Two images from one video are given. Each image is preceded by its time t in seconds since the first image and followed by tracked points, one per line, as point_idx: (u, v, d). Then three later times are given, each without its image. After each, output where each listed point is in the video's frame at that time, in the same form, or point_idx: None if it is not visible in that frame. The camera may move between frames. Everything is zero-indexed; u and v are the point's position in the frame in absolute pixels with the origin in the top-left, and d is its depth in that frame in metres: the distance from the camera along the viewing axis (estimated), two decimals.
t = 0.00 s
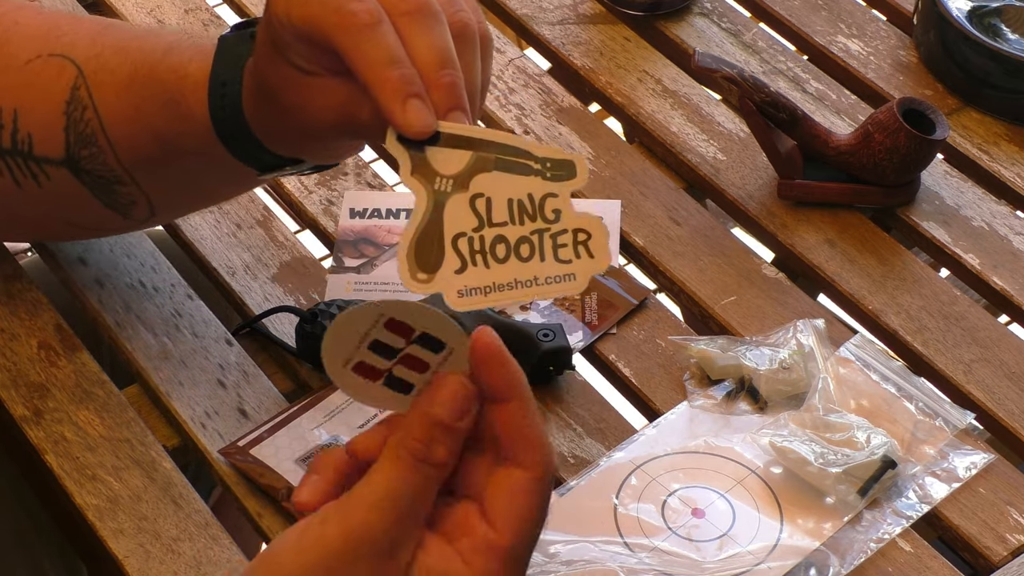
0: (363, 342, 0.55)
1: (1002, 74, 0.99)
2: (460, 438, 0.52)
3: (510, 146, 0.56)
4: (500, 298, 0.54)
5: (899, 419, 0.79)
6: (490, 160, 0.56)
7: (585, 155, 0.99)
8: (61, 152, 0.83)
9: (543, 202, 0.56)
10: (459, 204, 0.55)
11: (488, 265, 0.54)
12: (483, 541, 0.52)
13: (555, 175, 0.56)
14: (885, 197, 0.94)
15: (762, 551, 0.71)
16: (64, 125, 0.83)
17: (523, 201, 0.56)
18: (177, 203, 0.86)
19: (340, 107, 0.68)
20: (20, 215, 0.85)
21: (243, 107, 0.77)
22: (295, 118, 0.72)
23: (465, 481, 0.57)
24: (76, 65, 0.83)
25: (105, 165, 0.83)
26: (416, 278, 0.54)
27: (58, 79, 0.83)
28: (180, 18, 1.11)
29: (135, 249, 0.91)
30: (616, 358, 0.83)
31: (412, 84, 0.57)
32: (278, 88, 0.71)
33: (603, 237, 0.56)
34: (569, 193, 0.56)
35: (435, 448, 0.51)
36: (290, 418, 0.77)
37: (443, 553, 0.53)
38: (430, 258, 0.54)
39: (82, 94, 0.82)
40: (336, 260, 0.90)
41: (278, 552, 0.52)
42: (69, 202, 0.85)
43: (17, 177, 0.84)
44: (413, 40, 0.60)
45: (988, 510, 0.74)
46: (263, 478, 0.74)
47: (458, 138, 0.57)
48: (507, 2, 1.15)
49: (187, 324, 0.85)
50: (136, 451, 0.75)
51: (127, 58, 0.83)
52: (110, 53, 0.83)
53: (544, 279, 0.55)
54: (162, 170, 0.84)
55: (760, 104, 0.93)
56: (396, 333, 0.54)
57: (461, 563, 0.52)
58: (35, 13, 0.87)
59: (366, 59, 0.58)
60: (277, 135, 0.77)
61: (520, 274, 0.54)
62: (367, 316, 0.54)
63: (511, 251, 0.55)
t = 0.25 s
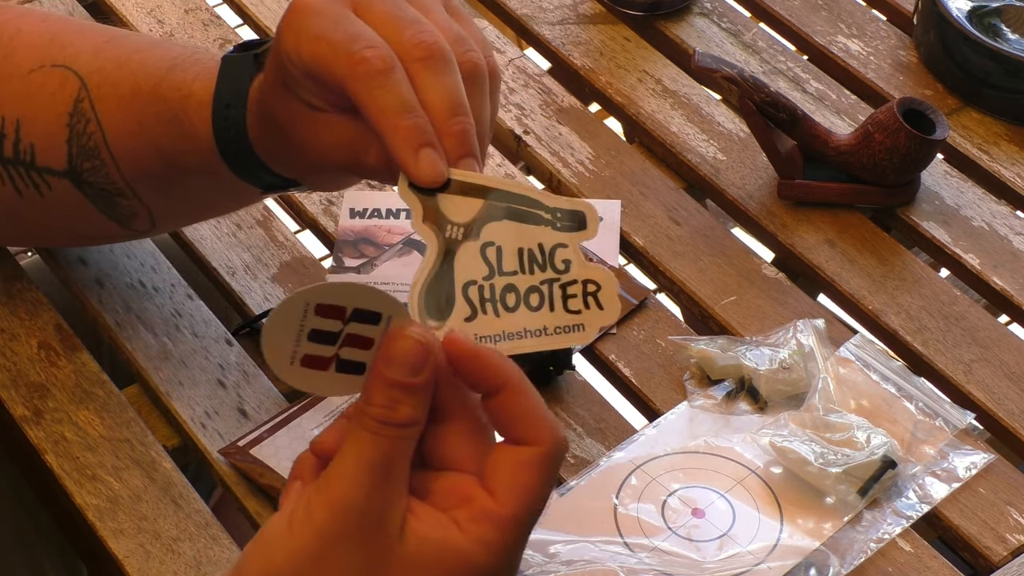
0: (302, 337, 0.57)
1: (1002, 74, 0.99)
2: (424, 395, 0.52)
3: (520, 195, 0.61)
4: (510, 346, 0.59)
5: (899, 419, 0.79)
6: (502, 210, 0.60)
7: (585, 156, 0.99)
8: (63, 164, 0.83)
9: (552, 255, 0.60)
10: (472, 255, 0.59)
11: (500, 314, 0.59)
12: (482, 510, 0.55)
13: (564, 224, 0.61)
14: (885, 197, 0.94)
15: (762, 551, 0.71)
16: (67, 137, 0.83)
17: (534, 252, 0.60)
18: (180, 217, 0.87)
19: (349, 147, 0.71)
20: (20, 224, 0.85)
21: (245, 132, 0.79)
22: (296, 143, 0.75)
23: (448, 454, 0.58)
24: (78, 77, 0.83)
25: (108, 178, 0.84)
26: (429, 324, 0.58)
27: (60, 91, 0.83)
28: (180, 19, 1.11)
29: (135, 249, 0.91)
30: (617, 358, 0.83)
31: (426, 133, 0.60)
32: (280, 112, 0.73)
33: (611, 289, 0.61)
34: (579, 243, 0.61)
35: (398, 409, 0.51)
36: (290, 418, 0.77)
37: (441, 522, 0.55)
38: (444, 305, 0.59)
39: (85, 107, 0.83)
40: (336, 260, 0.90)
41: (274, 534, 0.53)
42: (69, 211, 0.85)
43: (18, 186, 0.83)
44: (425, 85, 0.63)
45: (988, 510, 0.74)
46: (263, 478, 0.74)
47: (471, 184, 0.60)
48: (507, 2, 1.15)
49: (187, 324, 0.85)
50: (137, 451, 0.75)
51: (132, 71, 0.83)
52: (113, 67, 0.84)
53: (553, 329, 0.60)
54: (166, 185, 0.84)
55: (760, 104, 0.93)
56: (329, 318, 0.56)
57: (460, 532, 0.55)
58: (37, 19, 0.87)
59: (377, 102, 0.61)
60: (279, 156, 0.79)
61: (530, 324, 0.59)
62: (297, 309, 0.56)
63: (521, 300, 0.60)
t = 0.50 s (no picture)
0: (270, 337, 0.59)
1: (1002, 75, 0.99)
2: (395, 374, 0.52)
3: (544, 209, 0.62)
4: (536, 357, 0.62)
5: (899, 419, 0.79)
6: (525, 223, 0.61)
7: (585, 156, 0.99)
8: (69, 167, 0.83)
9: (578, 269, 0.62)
10: (498, 269, 0.61)
11: (526, 326, 0.62)
12: (470, 490, 0.56)
13: (588, 235, 0.62)
14: (885, 197, 0.94)
15: (762, 551, 0.71)
16: (73, 142, 0.83)
17: (558, 264, 0.62)
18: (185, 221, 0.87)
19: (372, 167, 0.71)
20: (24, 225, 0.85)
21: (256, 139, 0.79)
22: (307, 152, 0.75)
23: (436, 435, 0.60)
24: (84, 80, 0.83)
25: (114, 182, 0.84)
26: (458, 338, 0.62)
27: (66, 94, 0.83)
28: (179, 19, 1.11)
29: (135, 250, 0.91)
30: (616, 357, 0.83)
31: (447, 150, 0.60)
32: (292, 122, 0.73)
33: (635, 299, 0.63)
34: (603, 254, 0.62)
35: (371, 391, 0.51)
36: (290, 418, 0.77)
37: (431, 505, 0.55)
38: (472, 320, 0.62)
39: (91, 111, 0.83)
40: (336, 260, 0.90)
41: (265, 527, 0.54)
42: (73, 213, 0.85)
43: (23, 190, 0.84)
44: (442, 99, 0.63)
45: (988, 510, 0.74)
46: (263, 478, 0.74)
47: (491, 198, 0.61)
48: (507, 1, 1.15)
49: (187, 324, 0.85)
50: (136, 451, 0.75)
51: (138, 75, 0.83)
52: (118, 70, 0.84)
53: (578, 340, 0.62)
54: (171, 189, 0.84)
55: (760, 104, 0.92)
56: (292, 312, 0.58)
57: (450, 513, 0.55)
58: (38, 20, 0.87)
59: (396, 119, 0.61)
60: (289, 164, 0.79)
61: (554, 334, 0.62)
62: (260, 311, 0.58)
63: (547, 312, 0.62)
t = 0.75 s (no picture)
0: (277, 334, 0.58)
1: (1002, 75, 0.99)
2: (398, 367, 0.51)
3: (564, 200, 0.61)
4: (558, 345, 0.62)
5: (899, 419, 0.79)
6: (544, 213, 0.61)
7: (585, 156, 0.99)
8: (75, 166, 0.83)
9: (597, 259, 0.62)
10: (518, 261, 0.60)
11: (546, 315, 0.62)
12: (472, 484, 0.56)
13: (607, 223, 0.61)
14: (885, 197, 0.94)
15: (762, 551, 0.71)
16: (79, 141, 0.83)
17: (578, 254, 0.61)
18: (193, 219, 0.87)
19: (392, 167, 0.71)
20: (27, 226, 0.85)
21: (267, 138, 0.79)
22: (320, 148, 0.76)
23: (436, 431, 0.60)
24: (89, 80, 0.83)
25: (122, 180, 0.84)
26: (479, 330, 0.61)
27: (71, 94, 0.83)
28: (179, 19, 1.11)
29: (135, 249, 0.91)
30: (616, 357, 0.83)
31: (465, 145, 0.60)
32: (305, 119, 0.74)
33: (655, 285, 0.62)
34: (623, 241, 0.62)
35: (374, 384, 0.51)
36: (290, 418, 0.77)
37: (432, 498, 0.55)
38: (493, 311, 0.61)
39: (97, 110, 0.83)
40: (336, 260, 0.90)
41: (265, 517, 0.54)
42: (77, 212, 0.85)
43: (29, 188, 0.84)
44: (458, 95, 0.63)
45: (988, 510, 0.74)
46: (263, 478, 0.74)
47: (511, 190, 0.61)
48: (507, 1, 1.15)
49: (187, 324, 0.85)
50: (136, 451, 0.75)
51: (144, 74, 0.84)
52: (124, 69, 0.84)
53: (599, 327, 0.62)
54: (179, 187, 0.85)
55: (760, 104, 0.93)
56: (296, 305, 0.58)
57: (451, 507, 0.55)
58: (40, 19, 0.87)
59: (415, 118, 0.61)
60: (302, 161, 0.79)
61: (576, 324, 0.62)
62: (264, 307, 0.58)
63: (568, 301, 0.62)
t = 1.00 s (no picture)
0: (281, 320, 0.59)
1: (1002, 75, 0.99)
2: (401, 358, 0.51)
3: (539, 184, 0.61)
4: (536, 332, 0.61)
5: (899, 419, 0.79)
6: (519, 198, 0.60)
7: (585, 156, 0.99)
8: (73, 166, 0.83)
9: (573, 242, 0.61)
10: (494, 247, 0.60)
11: (523, 301, 0.61)
12: (471, 478, 0.56)
13: (583, 204, 0.61)
14: (885, 197, 0.94)
15: (762, 551, 0.71)
16: (77, 141, 0.83)
17: (555, 237, 0.61)
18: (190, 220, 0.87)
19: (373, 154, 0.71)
20: (28, 226, 0.85)
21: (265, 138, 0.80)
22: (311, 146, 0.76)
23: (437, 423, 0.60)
24: (88, 80, 0.83)
25: (120, 180, 0.84)
26: (455, 319, 0.60)
27: (70, 94, 0.83)
28: (179, 19, 1.11)
29: (135, 249, 0.91)
30: (617, 358, 0.83)
31: (436, 134, 0.60)
32: (296, 118, 0.74)
33: (632, 266, 0.62)
34: (598, 222, 0.61)
35: (377, 374, 0.51)
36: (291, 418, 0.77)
37: (431, 492, 0.55)
38: (468, 299, 0.60)
39: (96, 110, 0.83)
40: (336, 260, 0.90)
41: (265, 506, 0.54)
42: (77, 213, 0.85)
43: (27, 187, 0.83)
44: (430, 81, 0.63)
45: (988, 510, 0.74)
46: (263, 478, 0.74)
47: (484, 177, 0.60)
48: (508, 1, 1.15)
49: (187, 324, 0.85)
50: (136, 451, 0.75)
51: (143, 75, 0.84)
52: (124, 69, 0.84)
53: (577, 311, 0.62)
54: (178, 188, 0.84)
55: (760, 104, 0.93)
56: (301, 291, 0.59)
57: (451, 501, 0.55)
58: (40, 18, 0.87)
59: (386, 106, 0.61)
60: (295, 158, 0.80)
61: (554, 309, 0.61)
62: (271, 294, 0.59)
63: (545, 285, 0.61)
